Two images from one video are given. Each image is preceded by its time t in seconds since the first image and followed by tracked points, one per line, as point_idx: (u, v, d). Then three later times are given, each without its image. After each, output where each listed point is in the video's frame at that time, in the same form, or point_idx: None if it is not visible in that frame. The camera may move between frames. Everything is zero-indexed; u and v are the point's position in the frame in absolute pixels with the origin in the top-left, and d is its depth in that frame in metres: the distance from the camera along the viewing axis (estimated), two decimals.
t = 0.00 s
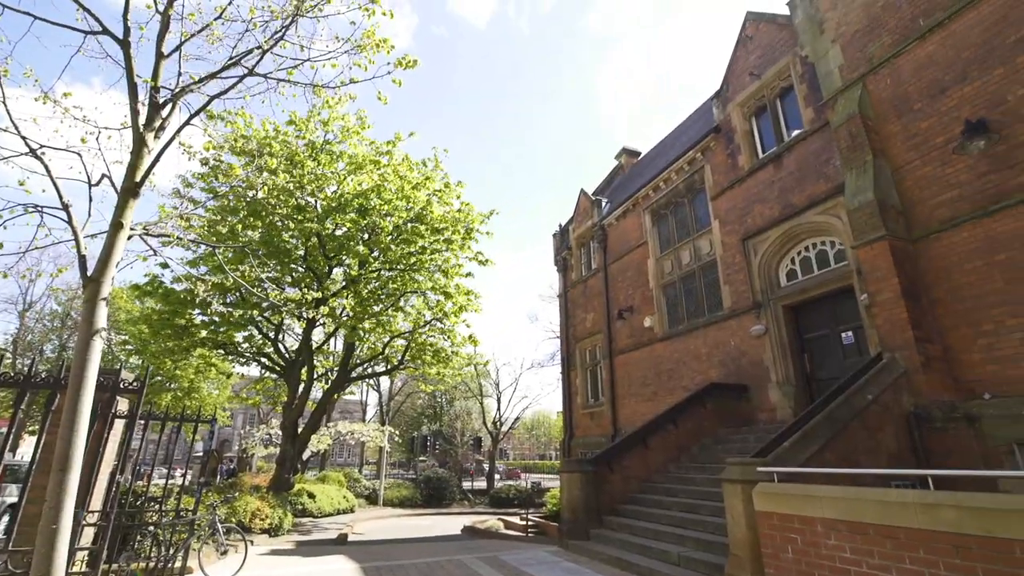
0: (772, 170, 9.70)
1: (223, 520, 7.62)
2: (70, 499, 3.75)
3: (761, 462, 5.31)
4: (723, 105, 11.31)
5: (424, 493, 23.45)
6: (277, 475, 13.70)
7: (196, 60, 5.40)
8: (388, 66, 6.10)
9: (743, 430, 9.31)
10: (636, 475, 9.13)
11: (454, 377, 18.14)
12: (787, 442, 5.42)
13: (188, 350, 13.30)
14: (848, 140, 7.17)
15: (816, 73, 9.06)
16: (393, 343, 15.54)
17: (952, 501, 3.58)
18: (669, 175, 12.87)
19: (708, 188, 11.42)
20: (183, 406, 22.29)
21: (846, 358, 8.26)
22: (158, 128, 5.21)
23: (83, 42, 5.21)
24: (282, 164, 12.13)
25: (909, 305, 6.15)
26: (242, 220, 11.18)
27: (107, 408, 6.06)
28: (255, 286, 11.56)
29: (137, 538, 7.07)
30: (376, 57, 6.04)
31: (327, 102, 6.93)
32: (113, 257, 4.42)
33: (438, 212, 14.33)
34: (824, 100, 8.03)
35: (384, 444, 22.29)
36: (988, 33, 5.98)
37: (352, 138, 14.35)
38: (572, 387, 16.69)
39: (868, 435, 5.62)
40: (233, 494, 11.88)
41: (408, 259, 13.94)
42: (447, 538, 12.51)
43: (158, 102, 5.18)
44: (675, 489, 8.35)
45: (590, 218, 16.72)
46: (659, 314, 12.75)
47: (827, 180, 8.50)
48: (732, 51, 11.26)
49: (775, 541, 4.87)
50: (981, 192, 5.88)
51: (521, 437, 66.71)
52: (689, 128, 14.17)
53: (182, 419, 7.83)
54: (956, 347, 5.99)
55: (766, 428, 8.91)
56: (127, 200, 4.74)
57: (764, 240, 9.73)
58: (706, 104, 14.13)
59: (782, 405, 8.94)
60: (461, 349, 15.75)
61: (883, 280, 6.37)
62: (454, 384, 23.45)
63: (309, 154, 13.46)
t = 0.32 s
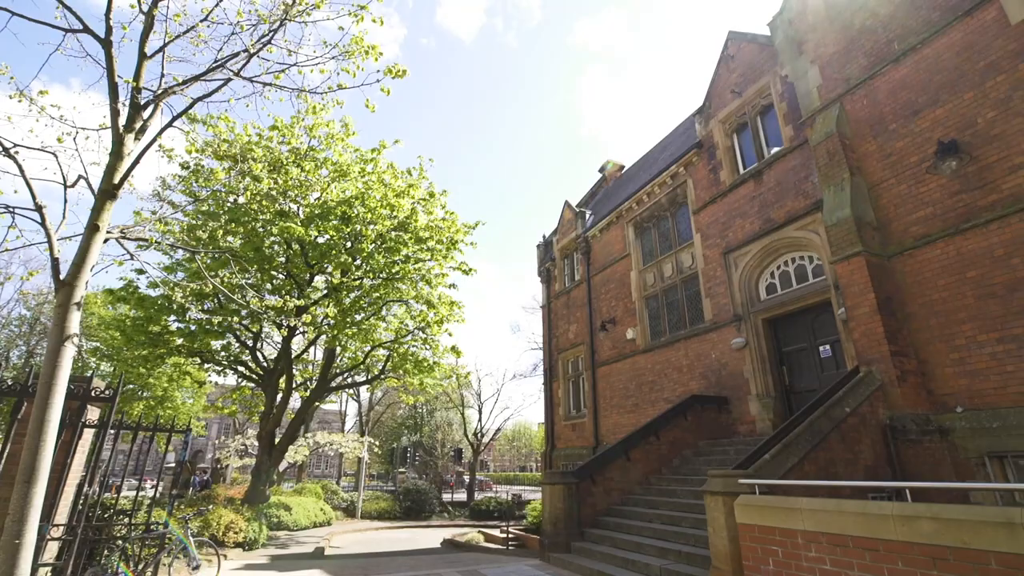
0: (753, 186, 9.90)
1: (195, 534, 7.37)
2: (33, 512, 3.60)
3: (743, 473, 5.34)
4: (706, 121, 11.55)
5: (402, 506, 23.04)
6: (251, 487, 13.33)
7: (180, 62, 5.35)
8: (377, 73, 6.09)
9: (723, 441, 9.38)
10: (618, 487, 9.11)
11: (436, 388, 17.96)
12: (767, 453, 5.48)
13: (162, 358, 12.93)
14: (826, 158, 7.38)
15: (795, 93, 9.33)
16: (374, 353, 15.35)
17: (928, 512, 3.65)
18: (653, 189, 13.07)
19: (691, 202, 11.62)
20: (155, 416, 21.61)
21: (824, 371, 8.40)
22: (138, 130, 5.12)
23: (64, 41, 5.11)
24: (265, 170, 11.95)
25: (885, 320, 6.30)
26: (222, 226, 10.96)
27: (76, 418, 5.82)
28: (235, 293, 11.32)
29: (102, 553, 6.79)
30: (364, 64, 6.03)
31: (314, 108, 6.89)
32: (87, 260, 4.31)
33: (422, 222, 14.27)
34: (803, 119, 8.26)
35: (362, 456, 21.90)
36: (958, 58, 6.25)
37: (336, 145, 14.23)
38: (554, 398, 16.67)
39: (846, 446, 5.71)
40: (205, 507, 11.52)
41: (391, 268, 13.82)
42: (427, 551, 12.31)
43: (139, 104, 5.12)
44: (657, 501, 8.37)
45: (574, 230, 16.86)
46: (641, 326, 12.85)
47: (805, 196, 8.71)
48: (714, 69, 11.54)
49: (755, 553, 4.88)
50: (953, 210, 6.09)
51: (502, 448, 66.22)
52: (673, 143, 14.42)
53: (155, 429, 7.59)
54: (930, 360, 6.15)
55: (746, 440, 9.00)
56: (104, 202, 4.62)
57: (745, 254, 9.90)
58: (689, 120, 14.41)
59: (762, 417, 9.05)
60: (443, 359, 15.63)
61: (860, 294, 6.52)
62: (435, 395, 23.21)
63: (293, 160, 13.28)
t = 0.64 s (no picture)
0: (732, 202, 10.11)
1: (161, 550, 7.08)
2: None
3: (723, 486, 5.37)
4: (687, 138, 11.79)
5: (378, 520, 22.56)
6: (222, 500, 12.89)
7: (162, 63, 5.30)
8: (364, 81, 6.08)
9: (703, 454, 9.44)
10: (598, 501, 9.07)
11: (415, 399, 17.73)
12: (748, 465, 5.48)
13: (133, 366, 12.52)
14: (803, 176, 7.59)
15: (774, 113, 9.59)
16: (353, 363, 15.11)
17: (905, 525, 3.71)
18: (635, 204, 13.24)
19: (672, 217, 11.81)
20: (122, 426, 20.84)
21: (801, 385, 8.54)
22: (116, 131, 5.04)
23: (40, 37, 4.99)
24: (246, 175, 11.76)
25: (860, 335, 6.45)
26: (199, 231, 10.75)
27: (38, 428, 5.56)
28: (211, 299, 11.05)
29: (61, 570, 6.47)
30: (351, 71, 6.01)
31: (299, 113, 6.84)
32: (58, 263, 4.18)
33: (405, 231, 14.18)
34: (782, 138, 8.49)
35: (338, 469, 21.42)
36: (927, 84, 6.51)
37: (319, 152, 14.08)
38: (535, 410, 16.61)
39: (824, 459, 5.79)
40: (173, 521, 11.11)
41: (372, 277, 13.64)
42: (403, 567, 12.05)
43: (118, 104, 5.04)
44: (637, 514, 8.35)
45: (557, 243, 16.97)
46: (622, 338, 12.94)
47: (783, 213, 8.93)
48: (695, 88, 11.82)
49: (735, 566, 4.89)
50: (924, 229, 6.31)
51: (481, 461, 65.59)
52: (654, 159, 14.66)
53: (123, 440, 7.31)
54: (902, 376, 6.30)
55: (724, 453, 9.07)
56: (77, 203, 4.50)
57: (724, 269, 10.07)
58: (670, 137, 14.68)
59: (741, 430, 9.14)
60: (423, 370, 15.46)
61: (836, 310, 6.68)
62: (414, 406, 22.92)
63: (274, 166, 13.06)
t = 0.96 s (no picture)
0: (711, 219, 10.32)
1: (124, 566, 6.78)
2: None
3: (702, 501, 5.38)
4: (668, 155, 12.03)
5: (352, 535, 22.01)
6: (189, 516, 12.43)
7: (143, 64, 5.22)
8: (351, 88, 6.06)
9: (681, 469, 9.48)
10: (577, 515, 8.98)
11: (392, 411, 17.47)
12: (727, 480, 5.51)
13: (99, 374, 12.06)
14: (781, 195, 7.79)
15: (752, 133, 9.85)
16: (330, 374, 14.84)
17: (881, 539, 3.76)
18: (616, 218, 13.42)
19: (653, 232, 11.98)
20: (84, 436, 19.97)
21: (777, 400, 8.66)
22: (92, 131, 4.98)
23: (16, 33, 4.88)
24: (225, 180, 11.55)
25: (834, 351, 6.59)
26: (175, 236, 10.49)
27: None
28: (185, 306, 10.77)
29: None
30: (338, 79, 6.00)
31: (283, 119, 6.78)
32: (25, 265, 4.10)
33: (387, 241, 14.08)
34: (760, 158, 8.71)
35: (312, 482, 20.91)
36: (898, 110, 6.77)
37: (301, 160, 13.92)
38: (514, 423, 16.53)
39: (801, 474, 5.83)
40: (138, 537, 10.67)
41: (352, 286, 13.47)
42: None
43: (95, 103, 4.96)
44: (616, 529, 8.30)
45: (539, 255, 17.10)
46: (603, 352, 13.00)
47: (760, 231, 9.13)
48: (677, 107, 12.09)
49: None
50: (896, 249, 6.51)
51: (458, 475, 64.75)
52: (636, 175, 14.91)
53: (87, 451, 7.02)
54: (874, 391, 6.45)
55: (702, 468, 9.12)
56: (47, 204, 4.41)
57: (704, 285, 10.23)
58: (651, 154, 14.96)
59: (718, 444, 9.22)
60: (402, 381, 15.26)
61: (812, 326, 6.82)
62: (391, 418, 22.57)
63: (254, 172, 12.83)
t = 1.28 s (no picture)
0: (691, 236, 10.50)
1: None
2: None
3: (681, 516, 5.38)
4: (649, 172, 12.25)
5: (323, 551, 21.40)
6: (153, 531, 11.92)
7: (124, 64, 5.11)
8: (338, 96, 6.03)
9: (660, 483, 9.49)
10: (555, 530, 8.87)
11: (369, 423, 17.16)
12: (705, 494, 5.52)
13: (62, 382, 11.57)
14: (758, 214, 7.99)
15: (731, 153, 10.09)
16: (305, 385, 14.52)
17: (858, 555, 3.79)
18: (597, 233, 13.57)
19: (634, 247, 12.13)
20: (42, 446, 19.06)
21: (754, 415, 8.77)
22: (67, 130, 4.86)
23: None
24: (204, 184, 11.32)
25: (810, 368, 6.72)
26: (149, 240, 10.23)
27: None
28: (157, 312, 10.45)
29: None
30: (324, 85, 5.96)
31: (266, 124, 6.68)
32: None
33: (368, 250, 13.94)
34: (738, 177, 8.93)
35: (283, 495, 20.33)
36: (870, 135, 7.02)
37: (282, 167, 13.73)
38: (493, 437, 16.39)
39: (778, 489, 5.89)
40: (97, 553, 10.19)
41: (331, 295, 13.26)
42: None
43: (72, 102, 4.84)
44: (594, 544, 8.24)
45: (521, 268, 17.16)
46: (582, 365, 13.02)
47: (738, 248, 9.33)
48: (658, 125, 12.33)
49: None
50: (868, 269, 6.71)
51: (434, 488, 63.75)
52: (617, 190, 15.13)
53: (46, 462, 6.69)
54: (848, 408, 6.59)
55: (680, 482, 9.16)
56: (16, 203, 4.27)
57: (683, 300, 10.37)
58: (633, 170, 15.21)
59: (696, 459, 9.28)
60: (379, 393, 15.03)
61: (788, 343, 6.96)
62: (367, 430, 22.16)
63: (234, 177, 12.59)
